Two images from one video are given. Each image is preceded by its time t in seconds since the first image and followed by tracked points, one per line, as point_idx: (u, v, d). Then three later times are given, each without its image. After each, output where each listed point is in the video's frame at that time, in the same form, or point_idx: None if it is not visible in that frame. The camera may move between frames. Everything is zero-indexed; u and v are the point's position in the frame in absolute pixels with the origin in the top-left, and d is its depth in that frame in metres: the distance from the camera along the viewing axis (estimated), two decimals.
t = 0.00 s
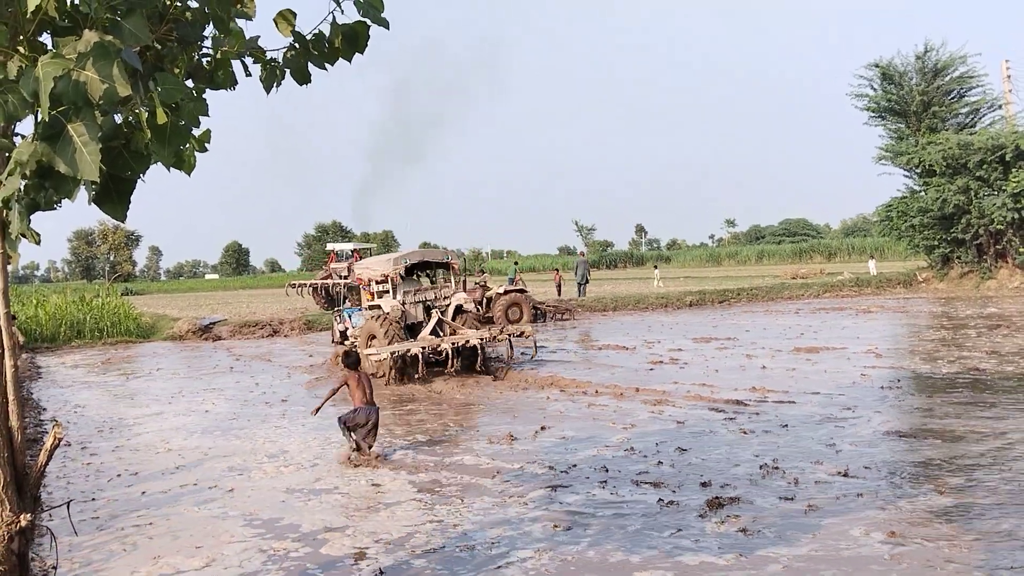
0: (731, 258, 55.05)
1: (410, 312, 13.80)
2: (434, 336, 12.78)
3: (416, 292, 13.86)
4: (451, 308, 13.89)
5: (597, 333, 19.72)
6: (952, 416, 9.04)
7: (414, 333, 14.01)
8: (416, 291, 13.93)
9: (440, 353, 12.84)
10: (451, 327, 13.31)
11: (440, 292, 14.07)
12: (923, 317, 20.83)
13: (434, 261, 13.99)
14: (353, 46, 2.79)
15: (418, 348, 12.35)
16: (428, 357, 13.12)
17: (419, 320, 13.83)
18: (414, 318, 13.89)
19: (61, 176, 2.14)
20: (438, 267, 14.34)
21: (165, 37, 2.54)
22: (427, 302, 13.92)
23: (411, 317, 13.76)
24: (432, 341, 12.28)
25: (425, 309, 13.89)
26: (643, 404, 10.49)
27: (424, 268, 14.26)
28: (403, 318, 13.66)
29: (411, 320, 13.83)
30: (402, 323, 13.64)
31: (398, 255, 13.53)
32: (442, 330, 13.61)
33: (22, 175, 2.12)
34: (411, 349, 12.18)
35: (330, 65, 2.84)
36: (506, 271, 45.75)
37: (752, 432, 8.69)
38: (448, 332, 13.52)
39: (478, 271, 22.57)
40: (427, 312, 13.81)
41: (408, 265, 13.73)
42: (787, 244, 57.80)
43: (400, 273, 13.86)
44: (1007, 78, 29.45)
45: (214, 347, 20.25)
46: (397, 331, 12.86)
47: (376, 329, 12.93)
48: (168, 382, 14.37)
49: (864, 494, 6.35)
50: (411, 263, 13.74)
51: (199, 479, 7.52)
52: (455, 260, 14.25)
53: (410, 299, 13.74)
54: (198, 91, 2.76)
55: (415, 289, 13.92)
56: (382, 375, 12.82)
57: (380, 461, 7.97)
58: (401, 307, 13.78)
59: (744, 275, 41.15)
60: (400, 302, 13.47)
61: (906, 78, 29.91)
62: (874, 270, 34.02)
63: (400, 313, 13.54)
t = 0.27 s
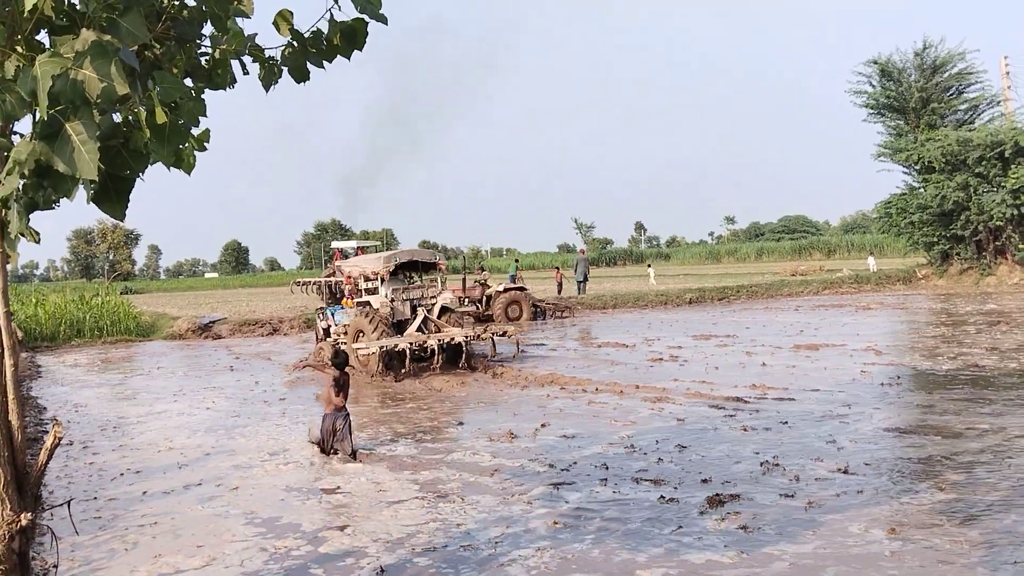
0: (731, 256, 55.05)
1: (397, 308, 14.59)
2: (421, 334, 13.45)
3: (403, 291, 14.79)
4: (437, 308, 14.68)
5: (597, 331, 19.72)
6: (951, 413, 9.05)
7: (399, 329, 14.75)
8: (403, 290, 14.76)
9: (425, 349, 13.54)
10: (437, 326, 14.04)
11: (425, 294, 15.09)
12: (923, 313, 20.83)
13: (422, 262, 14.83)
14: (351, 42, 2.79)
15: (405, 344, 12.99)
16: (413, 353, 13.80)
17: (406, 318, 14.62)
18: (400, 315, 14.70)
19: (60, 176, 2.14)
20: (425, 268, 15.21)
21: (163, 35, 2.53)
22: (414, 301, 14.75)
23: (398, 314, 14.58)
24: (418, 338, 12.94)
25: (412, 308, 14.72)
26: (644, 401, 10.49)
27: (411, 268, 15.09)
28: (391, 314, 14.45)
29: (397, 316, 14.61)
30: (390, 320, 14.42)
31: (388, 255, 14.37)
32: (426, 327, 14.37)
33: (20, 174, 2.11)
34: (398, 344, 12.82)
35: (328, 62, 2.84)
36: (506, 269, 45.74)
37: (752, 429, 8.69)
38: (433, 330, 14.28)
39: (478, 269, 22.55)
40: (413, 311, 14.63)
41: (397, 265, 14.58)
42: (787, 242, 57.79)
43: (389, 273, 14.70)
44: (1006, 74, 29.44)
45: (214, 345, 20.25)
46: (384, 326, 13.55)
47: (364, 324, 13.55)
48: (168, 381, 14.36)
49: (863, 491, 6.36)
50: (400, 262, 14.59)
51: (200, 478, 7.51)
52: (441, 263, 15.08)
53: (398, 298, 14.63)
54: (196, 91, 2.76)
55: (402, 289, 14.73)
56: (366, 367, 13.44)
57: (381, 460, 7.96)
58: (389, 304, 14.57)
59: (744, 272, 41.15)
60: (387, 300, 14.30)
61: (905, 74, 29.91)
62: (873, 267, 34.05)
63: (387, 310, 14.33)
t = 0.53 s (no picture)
0: (735, 254, 55.00)
1: (384, 306, 15.17)
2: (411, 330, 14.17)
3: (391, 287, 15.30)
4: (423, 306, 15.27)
5: (601, 329, 19.72)
6: (955, 410, 9.03)
7: (385, 327, 15.38)
8: (390, 289, 15.31)
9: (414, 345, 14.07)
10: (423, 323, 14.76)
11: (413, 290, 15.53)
12: (927, 311, 20.79)
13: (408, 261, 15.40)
14: (355, 41, 2.78)
15: (398, 339, 13.69)
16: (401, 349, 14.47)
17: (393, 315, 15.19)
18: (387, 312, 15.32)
19: (64, 174, 2.14)
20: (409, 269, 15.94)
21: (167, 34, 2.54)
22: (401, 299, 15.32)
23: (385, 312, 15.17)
24: (410, 334, 13.66)
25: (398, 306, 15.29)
26: (647, 399, 10.49)
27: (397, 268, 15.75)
28: (378, 312, 15.02)
29: (384, 314, 15.25)
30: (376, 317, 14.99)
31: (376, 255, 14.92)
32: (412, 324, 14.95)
33: (24, 172, 2.11)
34: (392, 339, 13.50)
35: (332, 60, 2.83)
36: (510, 267, 45.75)
37: (755, 427, 8.69)
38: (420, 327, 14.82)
39: (481, 267, 22.55)
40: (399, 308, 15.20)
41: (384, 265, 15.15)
42: (791, 239, 57.74)
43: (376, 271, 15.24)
44: (1010, 71, 29.35)
45: (218, 343, 20.28)
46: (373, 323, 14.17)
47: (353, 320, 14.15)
48: (173, 379, 14.38)
49: (868, 488, 6.34)
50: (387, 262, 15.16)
51: (205, 476, 7.52)
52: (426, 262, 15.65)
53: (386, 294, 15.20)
54: (200, 89, 2.76)
55: (389, 287, 15.30)
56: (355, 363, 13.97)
57: (386, 458, 7.97)
58: (376, 302, 15.13)
59: (748, 270, 41.10)
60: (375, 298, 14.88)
61: (909, 71, 29.84)
62: (878, 265, 33.99)
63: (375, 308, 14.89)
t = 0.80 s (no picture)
0: (740, 249, 54.92)
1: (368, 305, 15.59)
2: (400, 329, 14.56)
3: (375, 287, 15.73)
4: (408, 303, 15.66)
5: (605, 323, 19.70)
6: (960, 407, 9.01)
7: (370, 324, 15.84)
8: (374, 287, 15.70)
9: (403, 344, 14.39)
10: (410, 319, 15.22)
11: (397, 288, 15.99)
12: (932, 307, 20.73)
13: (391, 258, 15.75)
14: (361, 34, 2.77)
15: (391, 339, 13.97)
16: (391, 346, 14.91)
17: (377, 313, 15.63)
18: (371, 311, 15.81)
19: (69, 166, 2.14)
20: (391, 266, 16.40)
21: (173, 26, 2.53)
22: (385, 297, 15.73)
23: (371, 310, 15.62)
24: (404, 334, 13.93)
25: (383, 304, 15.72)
26: (650, 394, 10.50)
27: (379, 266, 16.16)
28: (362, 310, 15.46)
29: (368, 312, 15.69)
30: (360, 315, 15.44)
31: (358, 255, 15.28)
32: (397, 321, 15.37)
33: (30, 164, 2.11)
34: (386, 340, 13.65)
35: (338, 54, 2.83)
36: (514, 261, 45.75)
37: (759, 422, 8.68)
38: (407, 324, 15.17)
39: (485, 261, 22.55)
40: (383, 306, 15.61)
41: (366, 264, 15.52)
42: (796, 234, 57.63)
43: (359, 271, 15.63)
44: (1017, 67, 29.20)
45: (223, 336, 20.33)
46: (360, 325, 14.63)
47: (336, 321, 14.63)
48: (178, 371, 14.41)
49: (872, 484, 6.34)
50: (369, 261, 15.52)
51: (210, 468, 7.53)
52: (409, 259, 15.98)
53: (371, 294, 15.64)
54: (205, 81, 2.76)
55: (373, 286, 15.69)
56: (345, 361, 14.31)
57: (390, 451, 7.98)
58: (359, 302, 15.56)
59: (753, 265, 41.05)
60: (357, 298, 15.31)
61: (915, 67, 29.70)
62: (883, 261, 33.92)
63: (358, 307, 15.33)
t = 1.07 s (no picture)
0: (740, 245, 54.90)
1: (352, 297, 15.98)
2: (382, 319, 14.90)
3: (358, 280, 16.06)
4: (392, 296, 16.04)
5: (605, 319, 19.69)
6: (959, 404, 9.01)
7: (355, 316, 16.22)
8: (359, 280, 16.11)
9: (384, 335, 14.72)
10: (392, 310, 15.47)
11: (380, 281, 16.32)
12: (932, 304, 20.72)
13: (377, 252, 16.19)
14: (363, 28, 2.76)
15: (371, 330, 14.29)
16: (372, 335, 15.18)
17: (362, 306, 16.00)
18: (355, 303, 16.16)
19: (69, 158, 2.13)
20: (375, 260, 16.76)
21: (174, 19, 2.52)
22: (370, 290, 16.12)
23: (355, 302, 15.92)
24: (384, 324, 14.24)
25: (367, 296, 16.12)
26: (650, 390, 10.49)
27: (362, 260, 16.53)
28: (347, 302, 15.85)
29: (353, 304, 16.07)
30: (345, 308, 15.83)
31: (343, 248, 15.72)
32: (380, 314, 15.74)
33: (30, 156, 2.10)
34: (366, 330, 13.91)
35: (339, 48, 2.81)
36: (513, 257, 45.74)
37: (758, 418, 8.68)
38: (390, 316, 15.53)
39: (484, 256, 22.53)
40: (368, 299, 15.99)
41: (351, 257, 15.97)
42: (796, 231, 57.56)
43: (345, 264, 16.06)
44: (1019, 63, 29.13)
45: (222, 330, 20.33)
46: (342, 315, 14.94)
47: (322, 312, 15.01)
48: (177, 365, 14.41)
49: (870, 481, 6.34)
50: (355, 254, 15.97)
51: (210, 462, 7.54)
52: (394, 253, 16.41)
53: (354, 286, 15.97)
54: (207, 74, 2.75)
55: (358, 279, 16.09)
56: (324, 350, 14.61)
57: (389, 446, 7.97)
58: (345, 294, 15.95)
59: (753, 261, 41.03)
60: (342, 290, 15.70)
61: (917, 63, 29.63)
62: (883, 258, 33.91)
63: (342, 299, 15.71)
